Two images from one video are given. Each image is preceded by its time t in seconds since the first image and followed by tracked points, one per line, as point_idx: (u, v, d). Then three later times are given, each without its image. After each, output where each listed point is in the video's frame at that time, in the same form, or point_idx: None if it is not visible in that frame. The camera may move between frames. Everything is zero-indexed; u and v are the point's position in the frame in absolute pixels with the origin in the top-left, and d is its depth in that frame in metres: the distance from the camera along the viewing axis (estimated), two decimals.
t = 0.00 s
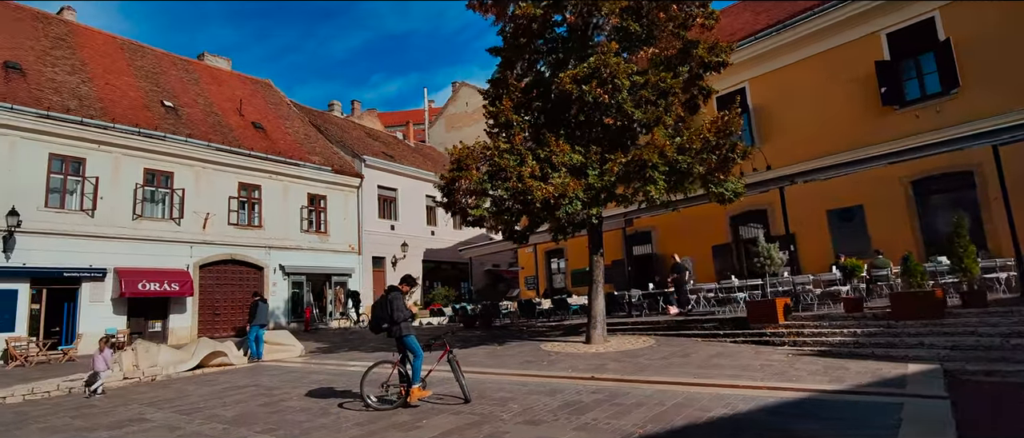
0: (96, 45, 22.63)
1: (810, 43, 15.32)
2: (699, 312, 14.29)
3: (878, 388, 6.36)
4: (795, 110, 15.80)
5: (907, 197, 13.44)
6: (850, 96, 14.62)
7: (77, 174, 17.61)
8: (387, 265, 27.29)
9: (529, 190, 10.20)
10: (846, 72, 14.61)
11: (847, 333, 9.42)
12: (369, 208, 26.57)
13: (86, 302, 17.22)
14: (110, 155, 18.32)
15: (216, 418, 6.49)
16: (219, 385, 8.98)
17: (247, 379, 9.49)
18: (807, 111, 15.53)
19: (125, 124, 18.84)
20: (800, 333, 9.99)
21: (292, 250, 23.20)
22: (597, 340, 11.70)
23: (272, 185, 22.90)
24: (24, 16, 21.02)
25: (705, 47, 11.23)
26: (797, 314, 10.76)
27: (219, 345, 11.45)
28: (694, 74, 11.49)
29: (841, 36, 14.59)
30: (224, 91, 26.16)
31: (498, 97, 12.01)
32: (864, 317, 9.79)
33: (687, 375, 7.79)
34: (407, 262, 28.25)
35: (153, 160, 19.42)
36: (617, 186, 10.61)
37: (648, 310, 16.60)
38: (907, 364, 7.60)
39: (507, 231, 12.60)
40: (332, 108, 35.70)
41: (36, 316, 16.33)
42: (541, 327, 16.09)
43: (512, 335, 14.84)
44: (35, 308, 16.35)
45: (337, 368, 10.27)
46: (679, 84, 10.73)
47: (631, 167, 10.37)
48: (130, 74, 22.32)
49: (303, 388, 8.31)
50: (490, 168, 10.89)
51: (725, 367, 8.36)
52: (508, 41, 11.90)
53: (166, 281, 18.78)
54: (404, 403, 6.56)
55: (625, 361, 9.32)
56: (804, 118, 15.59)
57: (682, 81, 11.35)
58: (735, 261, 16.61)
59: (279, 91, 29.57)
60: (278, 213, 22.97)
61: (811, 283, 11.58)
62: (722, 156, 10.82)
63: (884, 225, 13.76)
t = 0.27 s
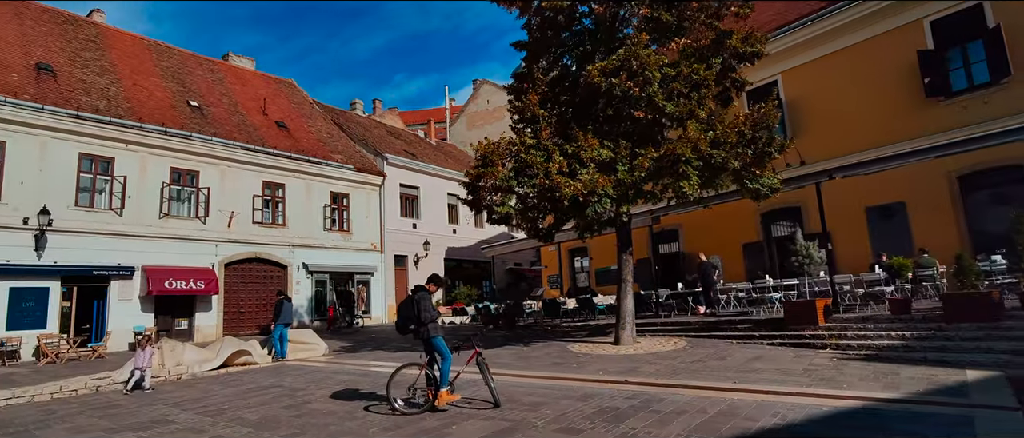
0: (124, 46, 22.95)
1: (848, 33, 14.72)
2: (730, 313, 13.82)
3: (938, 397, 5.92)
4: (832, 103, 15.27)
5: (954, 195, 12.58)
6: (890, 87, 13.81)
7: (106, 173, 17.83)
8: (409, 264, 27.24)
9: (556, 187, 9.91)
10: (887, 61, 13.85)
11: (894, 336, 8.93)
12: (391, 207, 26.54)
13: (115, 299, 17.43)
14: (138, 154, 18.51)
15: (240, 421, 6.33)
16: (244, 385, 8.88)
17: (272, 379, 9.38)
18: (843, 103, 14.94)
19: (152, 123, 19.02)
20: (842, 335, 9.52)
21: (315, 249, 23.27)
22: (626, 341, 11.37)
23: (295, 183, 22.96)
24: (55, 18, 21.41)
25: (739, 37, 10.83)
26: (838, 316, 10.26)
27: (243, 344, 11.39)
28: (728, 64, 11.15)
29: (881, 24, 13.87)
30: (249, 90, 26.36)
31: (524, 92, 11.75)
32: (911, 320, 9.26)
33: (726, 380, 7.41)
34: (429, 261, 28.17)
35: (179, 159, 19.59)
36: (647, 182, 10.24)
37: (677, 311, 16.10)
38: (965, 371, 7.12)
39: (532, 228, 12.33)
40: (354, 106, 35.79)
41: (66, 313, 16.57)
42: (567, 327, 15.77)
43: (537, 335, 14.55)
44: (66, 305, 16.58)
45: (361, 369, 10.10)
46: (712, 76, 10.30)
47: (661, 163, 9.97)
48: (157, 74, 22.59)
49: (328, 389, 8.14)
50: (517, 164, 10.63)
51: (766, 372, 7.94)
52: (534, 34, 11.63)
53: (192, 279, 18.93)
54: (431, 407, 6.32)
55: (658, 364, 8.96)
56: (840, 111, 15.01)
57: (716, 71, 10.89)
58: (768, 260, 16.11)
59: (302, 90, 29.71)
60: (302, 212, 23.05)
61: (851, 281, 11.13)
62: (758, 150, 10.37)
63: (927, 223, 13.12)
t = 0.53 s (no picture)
0: (147, 44, 23.12)
1: (883, 21, 14.06)
2: (759, 312, 13.37)
3: (1001, 403, 5.51)
4: (865, 94, 14.52)
5: (998, 189, 12.18)
6: (930, 78, 13.34)
7: (128, 170, 17.94)
8: (427, 261, 27.13)
9: (582, 182, 9.60)
10: (925, 52, 13.39)
11: (940, 337, 8.49)
12: (409, 204, 26.42)
13: (137, 295, 17.53)
14: (159, 151, 18.60)
15: (260, 420, 6.16)
16: (264, 382, 8.75)
17: (292, 376, 9.24)
18: (878, 95, 14.26)
19: (173, 120, 19.10)
20: (883, 336, 9.07)
21: (333, 245, 23.26)
22: (652, 341, 11.02)
23: (314, 180, 22.94)
24: (80, 17, 21.62)
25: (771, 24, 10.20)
26: (877, 315, 9.80)
27: (263, 340, 11.29)
28: (757, 55, 10.52)
29: (921, 14, 13.43)
30: (268, 88, 26.43)
31: (547, 83, 11.42)
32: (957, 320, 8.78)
33: (764, 382, 7.06)
34: (447, 258, 28.02)
35: (200, 155, 19.66)
36: (675, 176, 9.95)
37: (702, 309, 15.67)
38: None
39: (554, 224, 12.05)
40: (372, 104, 35.79)
41: (90, 309, 16.70)
42: (589, 326, 15.44)
43: (559, 334, 14.25)
44: (90, 301, 16.71)
45: (382, 367, 9.91)
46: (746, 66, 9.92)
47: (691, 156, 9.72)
48: (178, 72, 22.71)
49: (349, 387, 7.95)
50: (541, 158, 10.35)
51: (804, 374, 7.56)
52: (557, 25, 11.33)
53: (213, 275, 18.99)
54: (457, 407, 6.07)
55: (688, 365, 8.61)
56: (875, 103, 14.33)
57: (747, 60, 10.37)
58: (798, 258, 15.62)
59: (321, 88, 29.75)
60: (321, 208, 23.04)
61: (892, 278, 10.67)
62: (793, 143, 9.96)
63: (970, 219, 12.54)
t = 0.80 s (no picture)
0: (172, 43, 23.36)
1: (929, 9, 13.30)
2: (792, 313, 12.88)
3: None
4: (907, 87, 13.91)
5: None
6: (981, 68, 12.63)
7: (154, 167, 18.08)
8: (448, 259, 27.00)
9: (611, 177, 9.26)
10: (976, 40, 12.65)
11: (993, 342, 8.00)
12: (430, 201, 26.32)
13: (163, 291, 17.69)
14: (185, 148, 18.74)
15: (284, 421, 5.98)
16: (287, 381, 8.62)
17: (315, 375, 9.10)
18: (922, 87, 13.62)
19: (198, 118, 19.21)
20: (931, 340, 8.58)
21: (355, 242, 23.26)
22: (682, 342, 10.66)
23: (335, 177, 22.94)
24: (108, 17, 21.92)
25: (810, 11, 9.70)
26: (923, 318, 9.29)
27: (286, 338, 11.21)
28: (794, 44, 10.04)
29: None
30: (291, 86, 26.54)
31: (573, 77, 11.09)
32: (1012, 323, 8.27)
33: (807, 389, 6.68)
34: (468, 256, 27.87)
35: (224, 152, 19.76)
36: (708, 172, 9.61)
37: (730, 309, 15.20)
38: None
39: (579, 221, 11.76)
40: (392, 102, 35.78)
41: (117, 304, 16.89)
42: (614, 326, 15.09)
43: (584, 334, 13.93)
44: (117, 296, 16.89)
45: (405, 367, 9.72)
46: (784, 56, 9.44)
47: (724, 151, 9.38)
48: (203, 70, 22.90)
49: (372, 388, 7.76)
50: (567, 153, 10.03)
51: (849, 380, 7.14)
52: (582, 17, 10.99)
53: (236, 272, 19.08)
54: (485, 411, 5.82)
55: (723, 368, 8.24)
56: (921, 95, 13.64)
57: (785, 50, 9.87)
58: (831, 257, 15.06)
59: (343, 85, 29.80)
60: (342, 205, 23.04)
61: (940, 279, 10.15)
62: (833, 136, 9.50)
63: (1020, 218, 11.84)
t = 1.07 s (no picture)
0: (211, 39, 23.78)
1: None
2: (842, 312, 12.22)
3: None
4: (978, 70, 12.66)
5: None
6: None
7: (194, 159, 18.43)
8: (479, 252, 26.88)
9: (652, 167, 8.87)
10: None
11: None
12: (462, 194, 26.23)
13: (202, 280, 18.04)
14: (223, 141, 19.04)
15: (318, 413, 5.85)
16: (322, 372, 8.56)
17: (348, 367, 9.01)
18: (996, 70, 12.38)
19: (235, 111, 19.47)
20: (1003, 343, 7.93)
21: (387, 235, 23.34)
22: (726, 340, 10.21)
23: (368, 170, 23.03)
24: (150, 13, 22.44)
25: None
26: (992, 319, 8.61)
27: (320, 329, 11.19)
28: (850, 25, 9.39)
29: None
30: (325, 80, 26.76)
31: (612, 64, 10.69)
32: None
33: (868, 393, 6.22)
34: (499, 249, 27.70)
35: (261, 145, 20.00)
36: (754, 161, 9.15)
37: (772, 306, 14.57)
38: None
39: (616, 214, 11.43)
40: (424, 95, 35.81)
41: (159, 293, 17.28)
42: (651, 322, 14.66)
43: (619, 330, 13.54)
44: (159, 285, 17.30)
45: (439, 360, 9.56)
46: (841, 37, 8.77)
47: (772, 138, 8.93)
48: (240, 64, 23.24)
49: (406, 381, 7.60)
50: (606, 142, 9.64)
51: (914, 384, 6.62)
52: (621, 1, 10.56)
53: (272, 263, 19.32)
54: (524, 409, 5.57)
55: (772, 368, 7.78)
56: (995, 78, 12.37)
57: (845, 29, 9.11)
58: (882, 252, 14.28)
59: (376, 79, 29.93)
60: (375, 198, 23.14)
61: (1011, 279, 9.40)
62: (895, 122, 8.85)
63: None
